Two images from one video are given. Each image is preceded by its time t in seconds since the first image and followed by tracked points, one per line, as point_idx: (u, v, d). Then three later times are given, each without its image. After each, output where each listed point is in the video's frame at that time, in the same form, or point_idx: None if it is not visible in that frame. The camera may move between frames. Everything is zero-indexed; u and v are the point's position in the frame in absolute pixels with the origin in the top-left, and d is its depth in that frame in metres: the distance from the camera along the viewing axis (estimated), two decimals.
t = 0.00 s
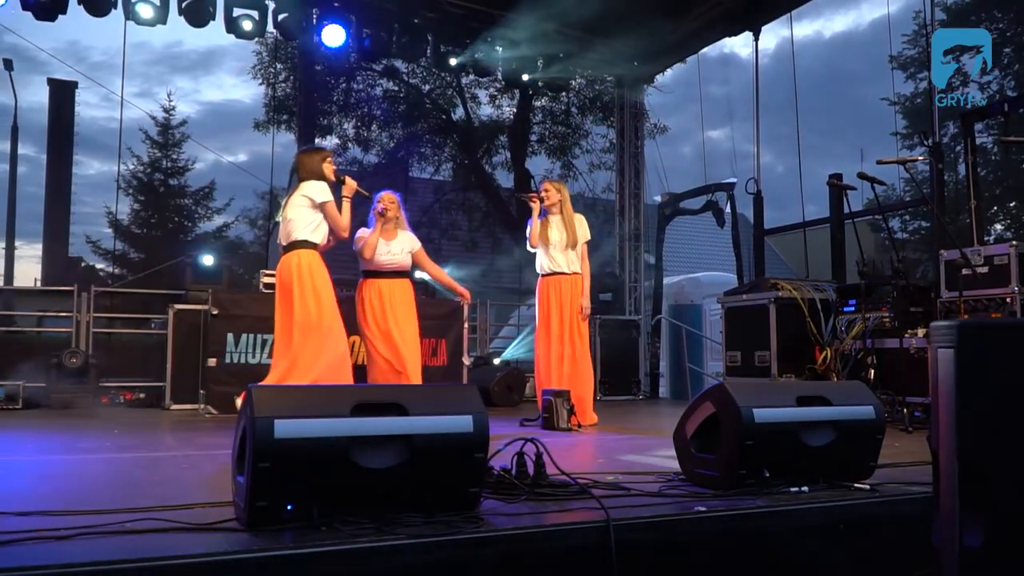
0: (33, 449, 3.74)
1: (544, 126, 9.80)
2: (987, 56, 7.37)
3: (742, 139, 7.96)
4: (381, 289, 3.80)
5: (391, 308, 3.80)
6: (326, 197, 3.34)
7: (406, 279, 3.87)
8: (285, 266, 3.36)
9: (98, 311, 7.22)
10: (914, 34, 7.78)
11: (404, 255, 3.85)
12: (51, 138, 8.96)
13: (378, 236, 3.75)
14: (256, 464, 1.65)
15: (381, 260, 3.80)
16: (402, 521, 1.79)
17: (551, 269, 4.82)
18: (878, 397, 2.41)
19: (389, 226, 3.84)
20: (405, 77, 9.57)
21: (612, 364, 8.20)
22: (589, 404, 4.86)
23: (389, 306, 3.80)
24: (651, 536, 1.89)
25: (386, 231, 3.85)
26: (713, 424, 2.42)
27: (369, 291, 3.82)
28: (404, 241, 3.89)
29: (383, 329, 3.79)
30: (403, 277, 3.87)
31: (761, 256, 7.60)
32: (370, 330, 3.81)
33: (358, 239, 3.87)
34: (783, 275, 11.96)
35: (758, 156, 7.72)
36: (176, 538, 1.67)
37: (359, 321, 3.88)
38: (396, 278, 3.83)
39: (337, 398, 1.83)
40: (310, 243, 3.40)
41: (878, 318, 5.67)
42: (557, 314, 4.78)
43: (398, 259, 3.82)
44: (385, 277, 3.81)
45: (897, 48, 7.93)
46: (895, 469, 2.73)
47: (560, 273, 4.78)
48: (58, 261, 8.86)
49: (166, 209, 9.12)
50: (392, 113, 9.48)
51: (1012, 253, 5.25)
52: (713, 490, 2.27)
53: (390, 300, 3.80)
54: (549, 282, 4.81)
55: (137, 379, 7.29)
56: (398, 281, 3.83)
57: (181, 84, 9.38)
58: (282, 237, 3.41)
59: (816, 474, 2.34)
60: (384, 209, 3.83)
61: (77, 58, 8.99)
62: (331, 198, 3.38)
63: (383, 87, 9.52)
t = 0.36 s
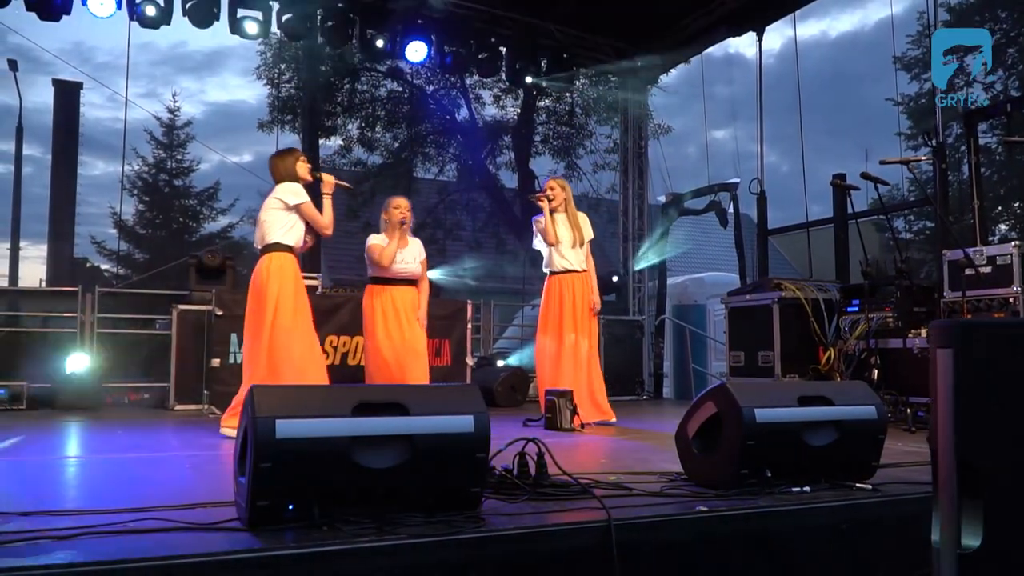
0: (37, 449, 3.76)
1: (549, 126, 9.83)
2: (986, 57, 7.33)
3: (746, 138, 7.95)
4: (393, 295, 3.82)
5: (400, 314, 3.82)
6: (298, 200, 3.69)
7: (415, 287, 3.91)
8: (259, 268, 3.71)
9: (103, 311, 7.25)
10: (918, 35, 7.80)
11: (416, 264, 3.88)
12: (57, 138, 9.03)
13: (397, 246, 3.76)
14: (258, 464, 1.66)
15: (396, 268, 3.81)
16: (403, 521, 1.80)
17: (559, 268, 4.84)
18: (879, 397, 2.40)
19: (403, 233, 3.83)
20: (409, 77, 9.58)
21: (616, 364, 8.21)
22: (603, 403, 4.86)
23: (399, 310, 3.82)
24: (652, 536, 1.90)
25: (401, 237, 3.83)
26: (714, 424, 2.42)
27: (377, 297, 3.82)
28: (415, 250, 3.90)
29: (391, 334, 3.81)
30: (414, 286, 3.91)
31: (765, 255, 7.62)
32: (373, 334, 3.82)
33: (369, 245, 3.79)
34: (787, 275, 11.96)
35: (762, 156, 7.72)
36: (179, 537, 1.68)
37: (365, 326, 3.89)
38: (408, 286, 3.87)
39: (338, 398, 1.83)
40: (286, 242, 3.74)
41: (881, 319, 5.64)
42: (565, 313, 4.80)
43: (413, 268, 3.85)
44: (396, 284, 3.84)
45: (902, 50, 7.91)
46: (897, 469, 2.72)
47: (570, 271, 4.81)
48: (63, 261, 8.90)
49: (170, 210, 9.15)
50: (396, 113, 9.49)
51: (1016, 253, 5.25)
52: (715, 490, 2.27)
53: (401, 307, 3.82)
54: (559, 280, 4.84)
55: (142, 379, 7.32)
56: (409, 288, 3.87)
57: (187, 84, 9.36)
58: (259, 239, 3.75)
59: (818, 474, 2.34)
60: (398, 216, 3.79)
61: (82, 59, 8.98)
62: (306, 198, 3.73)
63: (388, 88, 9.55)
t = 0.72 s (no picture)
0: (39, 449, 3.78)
1: (551, 127, 9.81)
2: (987, 56, 7.33)
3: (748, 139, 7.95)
4: (409, 290, 3.83)
5: (416, 308, 3.85)
6: (268, 202, 3.71)
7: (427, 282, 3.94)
8: (238, 273, 3.75)
9: (104, 312, 7.27)
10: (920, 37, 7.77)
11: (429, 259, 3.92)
12: (60, 139, 9.08)
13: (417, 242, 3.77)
14: (258, 465, 1.67)
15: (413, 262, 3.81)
16: (404, 522, 1.81)
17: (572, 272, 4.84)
18: (879, 398, 2.41)
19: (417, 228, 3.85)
20: (411, 78, 9.57)
21: (617, 365, 8.21)
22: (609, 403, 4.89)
23: (413, 304, 3.84)
24: (653, 536, 1.90)
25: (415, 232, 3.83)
26: (714, 425, 2.42)
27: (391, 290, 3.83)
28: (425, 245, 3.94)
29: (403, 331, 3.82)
30: (425, 280, 3.94)
31: (767, 257, 7.63)
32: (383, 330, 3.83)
33: (383, 240, 3.75)
34: (788, 276, 11.96)
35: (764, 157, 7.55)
36: (180, 538, 1.69)
37: (374, 320, 3.88)
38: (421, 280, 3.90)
39: (338, 398, 1.84)
40: (261, 244, 3.76)
41: (883, 320, 5.65)
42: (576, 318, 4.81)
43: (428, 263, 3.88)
44: (411, 279, 3.85)
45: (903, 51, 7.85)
46: (897, 471, 2.72)
47: (586, 275, 4.83)
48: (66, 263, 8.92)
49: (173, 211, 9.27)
50: (397, 114, 9.49)
51: (1017, 255, 5.24)
52: (715, 491, 2.28)
53: (418, 301, 3.85)
54: (576, 284, 4.82)
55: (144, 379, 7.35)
56: (424, 283, 3.90)
57: (187, 85, 9.35)
58: (234, 244, 3.78)
59: (818, 475, 2.35)
60: (413, 211, 3.81)
61: (84, 59, 8.95)
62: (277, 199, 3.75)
63: (390, 89, 9.55)
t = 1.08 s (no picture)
0: (38, 449, 3.78)
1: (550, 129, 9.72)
2: (987, 56, 7.32)
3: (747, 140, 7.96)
4: (416, 278, 3.69)
5: (422, 295, 3.70)
6: (273, 197, 3.72)
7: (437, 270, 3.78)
8: (233, 262, 3.74)
9: (103, 313, 7.28)
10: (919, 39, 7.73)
11: (437, 247, 3.76)
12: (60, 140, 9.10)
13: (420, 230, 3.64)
14: (257, 465, 1.67)
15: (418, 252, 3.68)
16: (402, 522, 1.81)
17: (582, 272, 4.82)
18: (877, 399, 2.41)
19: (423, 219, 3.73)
20: (410, 79, 9.53)
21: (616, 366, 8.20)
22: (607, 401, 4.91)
23: (417, 290, 3.69)
24: (651, 537, 1.90)
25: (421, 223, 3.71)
26: (713, 425, 2.42)
27: (397, 280, 3.71)
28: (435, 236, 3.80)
29: (414, 319, 3.70)
30: (434, 269, 3.78)
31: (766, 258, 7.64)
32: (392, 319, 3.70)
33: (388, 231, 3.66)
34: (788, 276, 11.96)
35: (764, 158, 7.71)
36: (179, 538, 1.69)
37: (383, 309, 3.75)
38: (430, 268, 3.74)
39: (337, 399, 1.84)
40: (263, 240, 3.76)
41: (882, 321, 5.67)
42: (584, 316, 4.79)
43: (435, 250, 3.72)
44: (418, 267, 3.70)
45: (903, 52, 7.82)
46: (895, 471, 2.72)
47: (594, 275, 4.84)
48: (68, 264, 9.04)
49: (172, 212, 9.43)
50: (397, 114, 9.50)
51: (1016, 256, 5.25)
52: (714, 491, 2.28)
53: (423, 287, 3.70)
54: (588, 285, 4.80)
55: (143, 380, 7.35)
56: (430, 270, 3.74)
57: (187, 86, 9.52)
58: (232, 239, 3.76)
59: (816, 475, 2.35)
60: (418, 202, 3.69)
61: (84, 60, 8.94)
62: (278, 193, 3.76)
63: (389, 90, 9.52)
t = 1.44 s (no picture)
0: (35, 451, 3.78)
1: (548, 130, 9.83)
2: (987, 56, 7.29)
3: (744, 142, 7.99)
4: (407, 282, 3.70)
5: (414, 300, 3.70)
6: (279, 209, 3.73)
7: (432, 275, 3.75)
8: (234, 268, 3.75)
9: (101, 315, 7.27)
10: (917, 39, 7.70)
11: (430, 251, 3.73)
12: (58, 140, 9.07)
13: (401, 241, 3.70)
14: (254, 466, 1.68)
15: (406, 258, 3.70)
16: (398, 523, 1.81)
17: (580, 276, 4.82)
18: (873, 400, 2.41)
19: (418, 226, 3.75)
20: (409, 81, 9.63)
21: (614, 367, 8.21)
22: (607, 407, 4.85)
23: (409, 295, 3.69)
24: (647, 538, 1.91)
25: (414, 230, 3.74)
26: (709, 426, 2.43)
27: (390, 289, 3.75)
28: (434, 240, 3.76)
29: (411, 320, 3.69)
30: (431, 273, 3.75)
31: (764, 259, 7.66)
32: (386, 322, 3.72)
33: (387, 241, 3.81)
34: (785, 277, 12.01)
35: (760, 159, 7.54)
36: (174, 539, 1.70)
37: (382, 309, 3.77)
38: (421, 273, 3.72)
39: (333, 400, 1.84)
40: (246, 246, 3.74)
41: (879, 322, 5.72)
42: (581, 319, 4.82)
43: (425, 255, 3.70)
44: (410, 272, 3.71)
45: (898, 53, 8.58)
46: (891, 472, 2.73)
47: (591, 279, 4.81)
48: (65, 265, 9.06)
49: (171, 213, 10.25)
50: (396, 116, 9.52)
51: (1011, 258, 5.28)
52: (709, 493, 2.28)
53: (415, 294, 3.70)
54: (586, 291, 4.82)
55: (141, 382, 7.35)
56: (423, 275, 3.72)
57: (188, 87, 9.46)
58: (231, 243, 3.76)
59: (812, 476, 2.36)
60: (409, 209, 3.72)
61: (82, 62, 8.99)
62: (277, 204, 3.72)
63: (388, 91, 9.57)
